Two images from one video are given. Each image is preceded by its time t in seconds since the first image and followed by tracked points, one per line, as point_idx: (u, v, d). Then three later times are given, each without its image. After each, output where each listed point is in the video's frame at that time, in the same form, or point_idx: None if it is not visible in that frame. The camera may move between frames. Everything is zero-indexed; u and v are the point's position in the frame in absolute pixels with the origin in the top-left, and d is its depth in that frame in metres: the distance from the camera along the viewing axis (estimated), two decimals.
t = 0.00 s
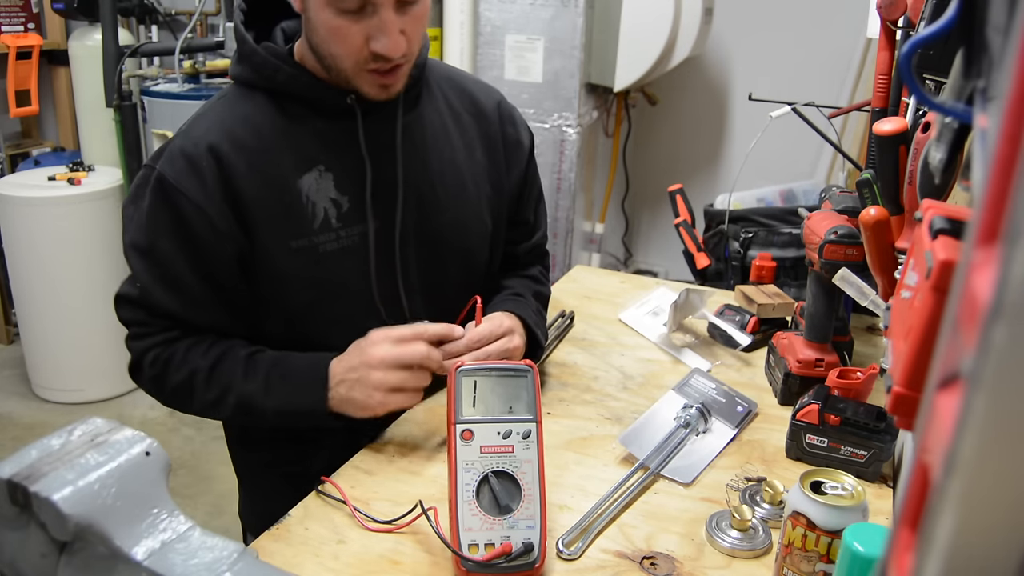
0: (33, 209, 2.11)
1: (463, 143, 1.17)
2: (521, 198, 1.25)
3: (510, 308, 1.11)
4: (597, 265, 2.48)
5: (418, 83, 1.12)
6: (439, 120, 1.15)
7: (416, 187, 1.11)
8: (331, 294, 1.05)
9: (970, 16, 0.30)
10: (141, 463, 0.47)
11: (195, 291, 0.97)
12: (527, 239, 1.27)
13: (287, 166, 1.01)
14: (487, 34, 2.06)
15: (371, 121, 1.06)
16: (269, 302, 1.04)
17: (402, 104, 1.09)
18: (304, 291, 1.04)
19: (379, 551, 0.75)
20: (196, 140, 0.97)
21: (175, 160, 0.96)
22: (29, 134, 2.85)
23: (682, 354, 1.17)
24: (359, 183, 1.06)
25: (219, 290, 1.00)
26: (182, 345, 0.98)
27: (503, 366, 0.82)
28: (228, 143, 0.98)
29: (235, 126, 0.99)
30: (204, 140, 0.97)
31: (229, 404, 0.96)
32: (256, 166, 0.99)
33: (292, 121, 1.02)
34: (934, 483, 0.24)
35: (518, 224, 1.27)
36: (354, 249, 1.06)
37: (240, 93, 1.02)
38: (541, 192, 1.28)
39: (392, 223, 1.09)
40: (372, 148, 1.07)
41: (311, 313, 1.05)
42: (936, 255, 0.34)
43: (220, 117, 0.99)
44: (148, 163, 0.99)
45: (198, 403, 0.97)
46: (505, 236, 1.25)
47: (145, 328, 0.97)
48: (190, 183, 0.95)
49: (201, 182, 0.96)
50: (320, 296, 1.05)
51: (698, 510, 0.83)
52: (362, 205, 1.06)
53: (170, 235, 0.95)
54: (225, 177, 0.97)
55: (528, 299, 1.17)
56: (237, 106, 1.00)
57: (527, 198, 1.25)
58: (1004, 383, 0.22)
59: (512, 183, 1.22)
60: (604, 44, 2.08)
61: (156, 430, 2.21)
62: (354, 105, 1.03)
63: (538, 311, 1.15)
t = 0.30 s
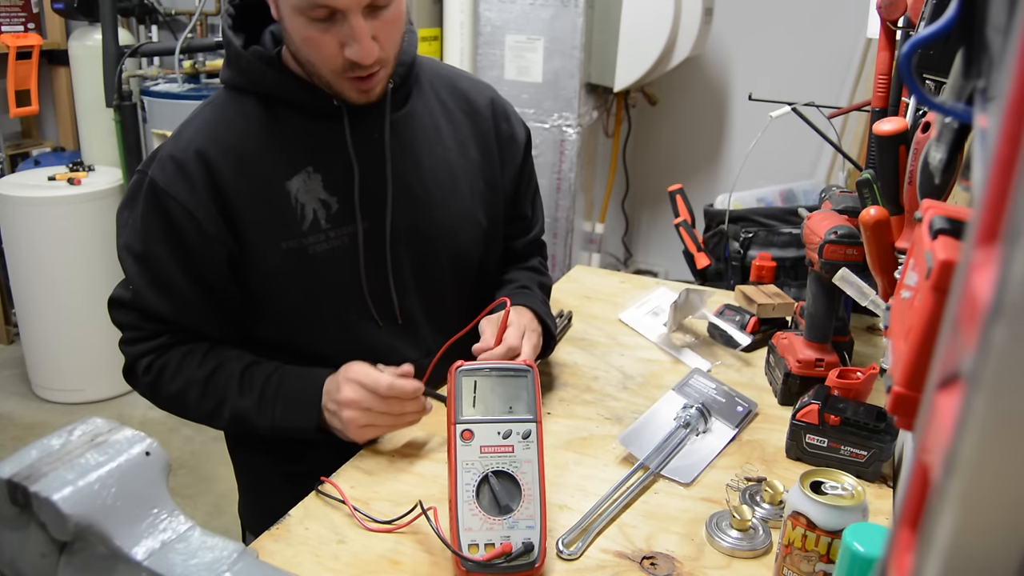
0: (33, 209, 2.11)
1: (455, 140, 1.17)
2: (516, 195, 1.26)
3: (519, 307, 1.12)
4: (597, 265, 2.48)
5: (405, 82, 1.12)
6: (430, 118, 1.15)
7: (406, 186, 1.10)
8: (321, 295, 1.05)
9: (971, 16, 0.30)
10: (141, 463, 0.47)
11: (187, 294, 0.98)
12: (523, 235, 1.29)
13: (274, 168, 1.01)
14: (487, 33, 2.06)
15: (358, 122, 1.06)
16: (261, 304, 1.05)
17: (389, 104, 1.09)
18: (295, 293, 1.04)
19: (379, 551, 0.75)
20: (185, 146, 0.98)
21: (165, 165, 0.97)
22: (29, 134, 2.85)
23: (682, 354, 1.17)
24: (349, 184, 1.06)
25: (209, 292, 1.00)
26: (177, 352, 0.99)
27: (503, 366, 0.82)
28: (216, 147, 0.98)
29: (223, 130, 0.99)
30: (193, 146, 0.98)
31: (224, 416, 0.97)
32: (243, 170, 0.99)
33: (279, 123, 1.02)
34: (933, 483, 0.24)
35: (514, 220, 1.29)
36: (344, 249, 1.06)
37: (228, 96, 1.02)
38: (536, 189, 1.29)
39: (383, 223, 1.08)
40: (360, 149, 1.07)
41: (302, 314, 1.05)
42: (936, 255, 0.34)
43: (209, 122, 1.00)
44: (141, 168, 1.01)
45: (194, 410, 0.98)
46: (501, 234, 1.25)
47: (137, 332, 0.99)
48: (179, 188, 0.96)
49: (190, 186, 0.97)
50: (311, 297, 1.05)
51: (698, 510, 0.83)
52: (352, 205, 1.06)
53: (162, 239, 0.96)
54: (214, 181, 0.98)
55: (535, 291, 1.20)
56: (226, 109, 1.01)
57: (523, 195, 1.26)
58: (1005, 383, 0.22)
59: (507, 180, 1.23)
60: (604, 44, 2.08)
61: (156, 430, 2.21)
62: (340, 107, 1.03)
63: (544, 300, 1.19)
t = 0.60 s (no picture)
0: (33, 209, 2.11)
1: (448, 139, 1.17)
2: (509, 192, 1.27)
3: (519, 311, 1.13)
4: (597, 265, 2.48)
5: (396, 83, 1.12)
6: (422, 118, 1.15)
7: (400, 188, 1.11)
8: (317, 299, 1.06)
9: (970, 16, 0.30)
10: (141, 463, 0.47)
11: (181, 303, 0.98)
12: (517, 231, 1.30)
13: (266, 174, 1.01)
14: (487, 33, 2.06)
15: (349, 125, 1.06)
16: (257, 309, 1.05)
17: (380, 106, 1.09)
18: (291, 298, 1.04)
19: (379, 552, 0.75)
20: (175, 153, 0.98)
21: (156, 173, 0.96)
22: (29, 134, 2.86)
23: (682, 354, 1.17)
24: (342, 188, 1.06)
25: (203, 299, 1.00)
26: (176, 363, 0.99)
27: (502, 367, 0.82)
28: (206, 153, 0.98)
29: (213, 136, 0.99)
30: (183, 153, 0.97)
31: (226, 425, 0.97)
32: (235, 176, 0.99)
33: (268, 128, 1.01)
34: (933, 483, 0.24)
35: (508, 217, 1.30)
36: (338, 253, 1.06)
37: (217, 100, 1.02)
38: (528, 185, 1.30)
39: (377, 226, 1.08)
40: (353, 153, 1.06)
41: (299, 318, 1.06)
42: (936, 255, 0.34)
43: (199, 128, 0.99)
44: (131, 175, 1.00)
45: (195, 420, 0.99)
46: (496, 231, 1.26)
47: (134, 343, 0.98)
48: (170, 196, 0.95)
49: (181, 194, 0.96)
50: (306, 302, 1.05)
51: (698, 510, 0.83)
52: (345, 209, 1.06)
53: (155, 247, 0.96)
54: (206, 188, 0.98)
55: (529, 287, 1.22)
56: (216, 114, 1.00)
57: (516, 192, 1.27)
58: (1004, 383, 0.22)
59: (500, 177, 1.23)
60: (604, 44, 2.07)
61: (156, 430, 2.21)
62: (331, 111, 1.03)
63: (538, 296, 1.22)
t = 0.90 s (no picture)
0: (33, 209, 2.10)
1: (442, 139, 1.17)
2: (502, 192, 1.27)
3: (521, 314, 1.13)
4: (597, 264, 2.48)
5: (392, 83, 1.12)
6: (417, 119, 1.15)
7: (397, 190, 1.11)
8: (315, 303, 1.05)
9: (970, 16, 0.30)
10: (141, 463, 0.47)
11: (176, 310, 0.97)
12: (510, 230, 1.30)
13: (262, 178, 1.00)
14: (487, 34, 2.06)
15: (346, 127, 1.06)
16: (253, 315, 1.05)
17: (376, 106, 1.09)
18: (288, 302, 1.04)
19: (379, 552, 0.75)
20: (167, 158, 0.97)
21: (149, 177, 0.95)
22: (29, 134, 2.86)
23: (682, 354, 1.17)
24: (339, 191, 1.05)
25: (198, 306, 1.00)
26: (171, 372, 0.98)
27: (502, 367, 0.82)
28: (201, 158, 0.97)
29: (208, 140, 0.98)
30: (177, 158, 0.97)
31: (225, 432, 0.97)
32: (231, 181, 0.99)
33: (263, 130, 1.01)
34: (934, 483, 0.24)
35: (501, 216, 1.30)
36: (336, 257, 1.06)
37: (210, 103, 1.01)
38: (520, 184, 1.30)
39: (375, 229, 1.08)
40: (350, 155, 1.06)
41: (296, 322, 1.05)
42: (936, 256, 0.34)
43: (192, 132, 0.99)
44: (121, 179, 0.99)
45: (193, 429, 0.98)
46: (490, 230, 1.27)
47: (127, 352, 0.97)
48: (165, 202, 0.95)
49: (176, 199, 0.95)
50: (304, 307, 1.05)
51: (698, 510, 0.83)
52: (343, 213, 1.06)
53: (149, 254, 0.95)
54: (201, 193, 0.97)
55: (523, 288, 1.23)
56: (209, 116, 1.00)
57: (509, 191, 1.28)
58: (1005, 383, 0.22)
59: (492, 176, 1.24)
60: (604, 45, 2.07)
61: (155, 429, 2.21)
62: (327, 114, 1.03)
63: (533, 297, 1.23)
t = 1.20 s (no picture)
0: (33, 209, 2.10)
1: (438, 142, 1.18)
2: (496, 195, 1.28)
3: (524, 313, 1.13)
4: (597, 264, 2.48)
5: (388, 86, 1.12)
6: (413, 122, 1.16)
7: (394, 193, 1.11)
8: (313, 308, 1.05)
9: (971, 16, 0.30)
10: (141, 463, 0.47)
11: (171, 314, 0.96)
12: (503, 232, 1.31)
13: (259, 180, 1.00)
14: (487, 34, 2.06)
15: (343, 129, 1.06)
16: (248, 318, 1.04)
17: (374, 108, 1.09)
18: (285, 306, 1.04)
19: (379, 552, 0.75)
20: (161, 159, 0.96)
21: (142, 179, 0.94)
22: (29, 134, 2.86)
23: (682, 354, 1.17)
24: (336, 195, 1.06)
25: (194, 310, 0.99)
26: (168, 379, 0.97)
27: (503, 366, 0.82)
28: (196, 159, 0.97)
29: (203, 141, 0.98)
30: (172, 159, 0.96)
31: (225, 439, 0.96)
32: (227, 182, 0.98)
33: (259, 131, 1.01)
34: (933, 483, 0.24)
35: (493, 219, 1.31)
36: (333, 260, 1.06)
37: (203, 104, 1.01)
38: (512, 188, 1.31)
39: (371, 232, 1.08)
40: (348, 158, 1.07)
41: (293, 326, 1.05)
42: (936, 255, 0.34)
43: (187, 133, 0.98)
44: (111, 179, 0.98)
45: (191, 436, 0.97)
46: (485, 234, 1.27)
47: (119, 360, 0.95)
48: (160, 203, 0.94)
49: (171, 201, 0.95)
50: (301, 311, 1.05)
51: (698, 510, 0.83)
52: (339, 216, 1.06)
53: (143, 257, 0.94)
54: (197, 194, 0.97)
55: (521, 290, 1.25)
56: (203, 116, 1.00)
57: (502, 195, 1.29)
58: (1005, 383, 0.22)
59: (487, 179, 1.25)
60: (604, 45, 2.07)
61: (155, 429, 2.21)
62: (324, 115, 1.03)
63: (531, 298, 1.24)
